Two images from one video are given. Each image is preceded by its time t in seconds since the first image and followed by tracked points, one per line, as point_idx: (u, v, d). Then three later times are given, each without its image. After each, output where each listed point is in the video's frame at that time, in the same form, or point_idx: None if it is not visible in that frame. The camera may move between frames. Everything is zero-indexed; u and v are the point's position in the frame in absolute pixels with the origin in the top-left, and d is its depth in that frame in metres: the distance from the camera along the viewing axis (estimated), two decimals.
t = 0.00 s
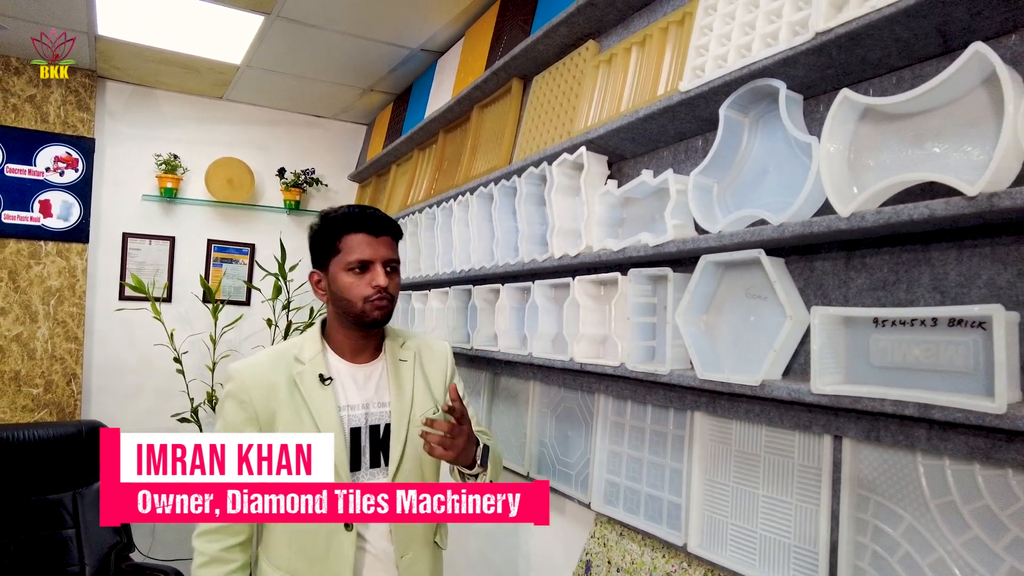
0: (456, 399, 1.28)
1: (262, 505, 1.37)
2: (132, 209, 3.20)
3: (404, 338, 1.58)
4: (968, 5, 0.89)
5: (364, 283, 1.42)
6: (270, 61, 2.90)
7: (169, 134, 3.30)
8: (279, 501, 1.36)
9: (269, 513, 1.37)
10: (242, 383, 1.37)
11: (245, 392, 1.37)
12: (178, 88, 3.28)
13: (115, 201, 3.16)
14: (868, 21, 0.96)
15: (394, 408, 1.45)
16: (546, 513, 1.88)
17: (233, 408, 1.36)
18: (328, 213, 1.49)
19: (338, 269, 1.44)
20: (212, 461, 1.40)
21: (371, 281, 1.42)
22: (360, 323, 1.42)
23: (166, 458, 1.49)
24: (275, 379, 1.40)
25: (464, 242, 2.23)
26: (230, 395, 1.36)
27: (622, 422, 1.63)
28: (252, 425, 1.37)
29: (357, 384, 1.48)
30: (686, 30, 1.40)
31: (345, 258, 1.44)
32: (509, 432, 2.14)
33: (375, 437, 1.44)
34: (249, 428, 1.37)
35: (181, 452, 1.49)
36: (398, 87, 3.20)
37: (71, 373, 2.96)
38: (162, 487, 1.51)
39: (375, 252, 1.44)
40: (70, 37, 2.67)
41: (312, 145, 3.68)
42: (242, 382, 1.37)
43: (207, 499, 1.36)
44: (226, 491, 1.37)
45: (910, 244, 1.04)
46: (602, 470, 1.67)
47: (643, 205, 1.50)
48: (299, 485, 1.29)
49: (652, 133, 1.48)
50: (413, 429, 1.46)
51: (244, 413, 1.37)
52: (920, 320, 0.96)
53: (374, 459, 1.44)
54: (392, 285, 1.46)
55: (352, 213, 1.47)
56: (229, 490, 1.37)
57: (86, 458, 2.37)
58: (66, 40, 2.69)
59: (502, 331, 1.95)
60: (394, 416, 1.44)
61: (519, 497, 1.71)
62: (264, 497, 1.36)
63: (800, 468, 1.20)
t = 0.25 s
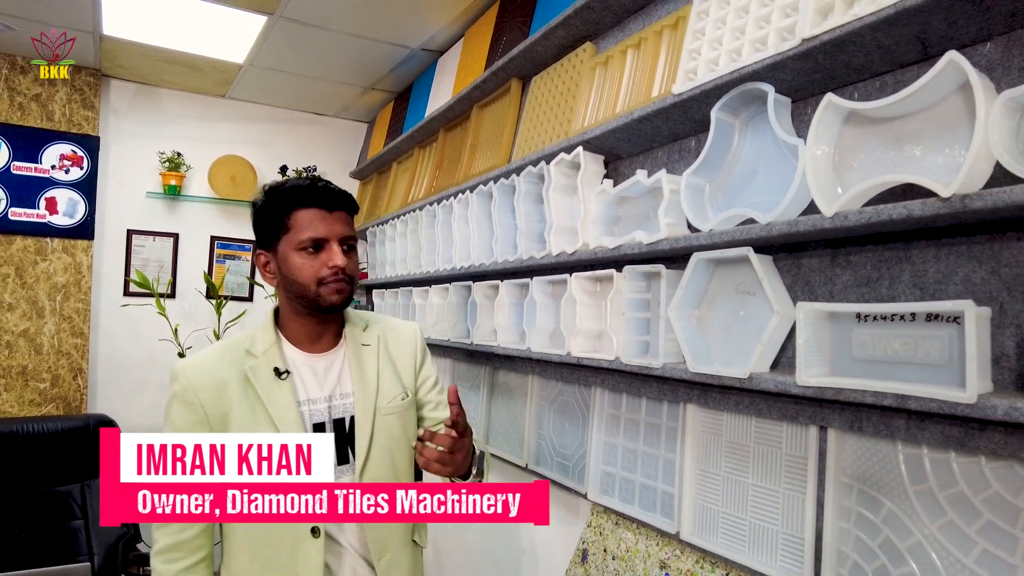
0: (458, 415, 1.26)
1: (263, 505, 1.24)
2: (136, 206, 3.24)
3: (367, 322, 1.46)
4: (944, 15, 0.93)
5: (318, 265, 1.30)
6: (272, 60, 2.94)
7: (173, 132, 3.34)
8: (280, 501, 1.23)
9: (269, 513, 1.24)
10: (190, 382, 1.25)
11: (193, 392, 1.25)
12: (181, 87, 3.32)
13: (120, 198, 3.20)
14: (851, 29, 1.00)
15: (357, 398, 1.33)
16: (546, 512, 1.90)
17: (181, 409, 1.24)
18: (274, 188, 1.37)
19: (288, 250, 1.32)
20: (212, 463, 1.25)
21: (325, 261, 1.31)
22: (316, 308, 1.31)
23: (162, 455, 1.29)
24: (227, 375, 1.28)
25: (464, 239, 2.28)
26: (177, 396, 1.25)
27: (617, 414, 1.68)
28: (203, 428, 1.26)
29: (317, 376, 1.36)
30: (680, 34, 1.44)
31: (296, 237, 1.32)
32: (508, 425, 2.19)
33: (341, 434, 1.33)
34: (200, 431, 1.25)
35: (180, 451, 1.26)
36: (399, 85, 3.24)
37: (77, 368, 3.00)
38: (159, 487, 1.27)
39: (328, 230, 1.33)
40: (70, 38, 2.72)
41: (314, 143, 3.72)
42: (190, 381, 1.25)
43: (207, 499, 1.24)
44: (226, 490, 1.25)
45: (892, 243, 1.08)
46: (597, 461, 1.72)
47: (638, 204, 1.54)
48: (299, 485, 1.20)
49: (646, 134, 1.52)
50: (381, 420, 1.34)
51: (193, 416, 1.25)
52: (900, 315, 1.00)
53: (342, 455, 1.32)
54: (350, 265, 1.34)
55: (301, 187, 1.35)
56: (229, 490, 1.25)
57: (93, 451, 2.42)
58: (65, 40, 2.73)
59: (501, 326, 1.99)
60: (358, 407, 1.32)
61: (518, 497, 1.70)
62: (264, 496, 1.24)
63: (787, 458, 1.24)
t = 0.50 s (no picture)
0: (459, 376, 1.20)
1: (262, 506, 1.23)
2: (143, 205, 3.29)
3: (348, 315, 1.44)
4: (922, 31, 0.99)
5: (298, 256, 1.27)
6: (277, 62, 2.99)
7: (179, 132, 3.39)
8: (279, 501, 1.22)
9: (269, 513, 1.23)
10: (164, 381, 1.22)
11: (168, 391, 1.22)
12: (187, 87, 3.37)
13: (127, 197, 3.26)
14: (835, 43, 1.06)
15: (340, 390, 1.31)
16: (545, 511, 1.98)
17: (157, 409, 1.22)
18: (251, 178, 1.33)
19: (267, 241, 1.29)
20: (213, 463, 1.24)
21: (306, 252, 1.28)
22: (297, 300, 1.28)
23: (162, 455, 1.26)
24: (201, 372, 1.25)
25: (466, 239, 2.33)
26: (153, 395, 1.22)
27: (614, 408, 1.74)
28: (179, 427, 1.23)
29: (295, 370, 1.34)
30: (675, 42, 1.50)
31: (275, 229, 1.29)
32: (508, 420, 2.25)
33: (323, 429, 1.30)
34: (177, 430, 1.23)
35: (180, 451, 1.25)
36: (402, 86, 3.29)
37: (86, 364, 3.06)
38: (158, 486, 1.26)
39: (310, 221, 1.30)
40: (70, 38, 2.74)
41: (317, 143, 3.77)
42: (164, 380, 1.22)
43: (207, 499, 1.24)
44: (226, 490, 1.24)
45: (875, 245, 1.14)
46: (595, 453, 1.78)
47: (635, 206, 1.60)
48: (299, 485, 1.20)
49: (643, 139, 1.58)
50: (364, 413, 1.32)
51: (169, 415, 1.22)
52: (881, 313, 1.06)
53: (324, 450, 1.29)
54: (331, 257, 1.32)
55: (281, 177, 1.32)
56: (229, 490, 1.24)
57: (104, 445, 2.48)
58: (68, 43, 2.77)
59: (503, 324, 2.05)
60: (341, 399, 1.30)
61: (519, 498, 1.92)
62: (264, 497, 1.23)
63: (776, 449, 1.30)
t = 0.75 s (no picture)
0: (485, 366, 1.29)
1: (263, 505, 1.28)
2: (152, 206, 3.36)
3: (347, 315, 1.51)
4: (899, 50, 1.06)
5: (304, 260, 1.34)
6: (283, 66, 3.05)
7: (186, 133, 3.46)
8: (280, 501, 1.27)
9: (269, 513, 1.28)
10: (171, 383, 1.29)
11: (175, 393, 1.28)
12: (194, 90, 3.44)
13: (136, 198, 3.33)
14: (820, 59, 1.13)
15: (342, 386, 1.37)
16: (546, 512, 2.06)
17: (165, 410, 1.29)
18: (257, 183, 1.39)
19: (273, 245, 1.35)
20: (213, 462, 1.31)
21: (310, 257, 1.35)
22: (301, 302, 1.35)
23: (162, 455, 1.34)
24: (206, 373, 1.31)
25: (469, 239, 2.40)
26: (161, 397, 1.29)
27: (612, 403, 1.82)
28: (188, 426, 1.30)
29: (297, 367, 1.39)
30: (671, 54, 1.57)
31: (280, 234, 1.35)
32: (510, 414, 2.33)
33: (327, 424, 1.36)
34: (186, 429, 1.30)
35: (180, 451, 1.32)
36: (405, 89, 3.36)
37: (97, 361, 3.14)
38: (158, 486, 1.33)
39: (315, 226, 1.37)
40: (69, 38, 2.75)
41: (322, 144, 3.84)
42: (171, 382, 1.29)
43: (207, 499, 1.31)
44: (226, 491, 1.31)
45: (858, 248, 1.22)
46: (594, 446, 1.86)
47: (633, 209, 1.67)
48: (300, 485, 1.24)
49: (641, 145, 1.65)
50: (367, 406, 1.38)
51: (177, 415, 1.29)
52: (862, 313, 1.13)
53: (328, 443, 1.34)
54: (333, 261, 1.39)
55: (287, 183, 1.38)
56: (229, 490, 1.32)
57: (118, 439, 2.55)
58: (65, 40, 2.76)
59: (505, 322, 2.13)
60: (344, 394, 1.36)
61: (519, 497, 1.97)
62: (263, 497, 1.29)
63: (765, 440, 1.37)
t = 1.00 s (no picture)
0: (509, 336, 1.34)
1: (262, 505, 1.36)
2: (159, 205, 3.43)
3: (351, 310, 1.57)
4: (877, 64, 1.13)
5: (326, 260, 1.42)
6: (288, 68, 3.12)
7: (192, 134, 3.53)
8: (280, 501, 1.34)
9: (269, 513, 1.35)
10: (185, 378, 1.35)
11: (189, 388, 1.35)
12: (200, 92, 3.50)
13: (144, 197, 3.40)
14: (804, 71, 1.20)
15: (350, 377, 1.44)
16: (546, 511, 2.12)
17: (179, 405, 1.35)
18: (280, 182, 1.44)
19: (297, 245, 1.42)
20: (212, 462, 1.39)
21: (332, 258, 1.43)
22: (320, 301, 1.43)
23: (162, 455, 1.45)
24: (217, 368, 1.38)
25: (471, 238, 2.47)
26: (175, 392, 1.36)
27: (609, 397, 1.90)
28: (201, 419, 1.36)
29: (302, 361, 1.45)
30: (666, 62, 1.64)
31: (302, 235, 1.42)
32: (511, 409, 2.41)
33: (333, 416, 1.42)
34: (199, 422, 1.36)
35: (180, 452, 1.40)
36: (408, 91, 3.42)
37: (106, 357, 3.21)
38: (158, 487, 1.44)
39: (335, 229, 1.46)
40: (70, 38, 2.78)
41: (325, 144, 3.90)
42: (184, 378, 1.35)
43: (207, 499, 1.38)
44: (226, 491, 1.39)
45: (840, 249, 1.29)
46: (591, 437, 1.93)
47: (629, 211, 1.74)
48: (299, 485, 1.28)
49: (636, 150, 1.72)
50: (373, 397, 1.44)
51: (191, 408, 1.36)
52: (843, 310, 1.20)
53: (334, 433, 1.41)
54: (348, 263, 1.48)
55: (309, 186, 1.45)
56: (229, 490, 1.39)
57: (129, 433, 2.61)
58: (65, 40, 2.80)
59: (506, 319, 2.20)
60: (352, 386, 1.43)
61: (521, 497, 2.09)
62: (264, 497, 1.36)
63: (753, 430, 1.45)
